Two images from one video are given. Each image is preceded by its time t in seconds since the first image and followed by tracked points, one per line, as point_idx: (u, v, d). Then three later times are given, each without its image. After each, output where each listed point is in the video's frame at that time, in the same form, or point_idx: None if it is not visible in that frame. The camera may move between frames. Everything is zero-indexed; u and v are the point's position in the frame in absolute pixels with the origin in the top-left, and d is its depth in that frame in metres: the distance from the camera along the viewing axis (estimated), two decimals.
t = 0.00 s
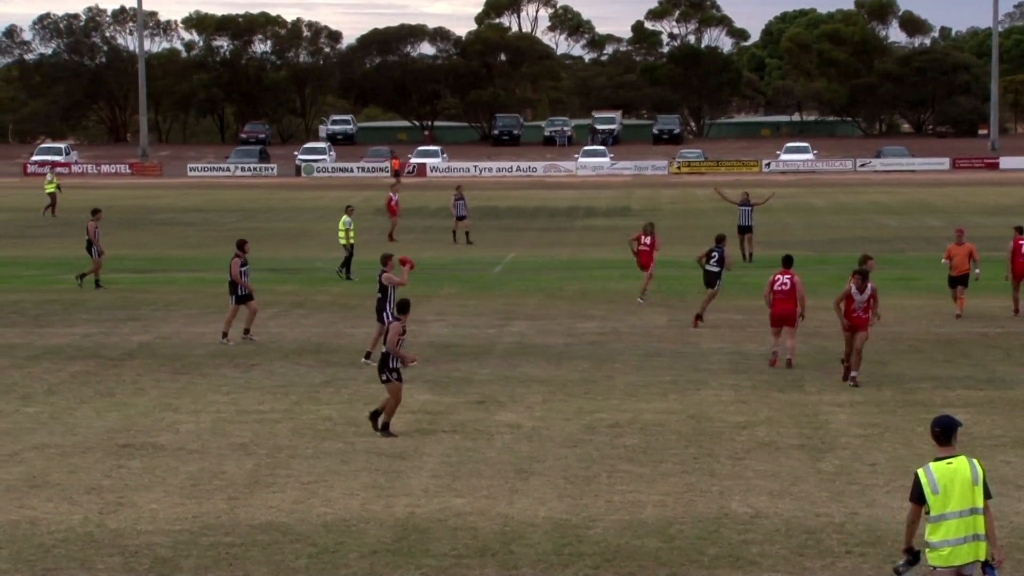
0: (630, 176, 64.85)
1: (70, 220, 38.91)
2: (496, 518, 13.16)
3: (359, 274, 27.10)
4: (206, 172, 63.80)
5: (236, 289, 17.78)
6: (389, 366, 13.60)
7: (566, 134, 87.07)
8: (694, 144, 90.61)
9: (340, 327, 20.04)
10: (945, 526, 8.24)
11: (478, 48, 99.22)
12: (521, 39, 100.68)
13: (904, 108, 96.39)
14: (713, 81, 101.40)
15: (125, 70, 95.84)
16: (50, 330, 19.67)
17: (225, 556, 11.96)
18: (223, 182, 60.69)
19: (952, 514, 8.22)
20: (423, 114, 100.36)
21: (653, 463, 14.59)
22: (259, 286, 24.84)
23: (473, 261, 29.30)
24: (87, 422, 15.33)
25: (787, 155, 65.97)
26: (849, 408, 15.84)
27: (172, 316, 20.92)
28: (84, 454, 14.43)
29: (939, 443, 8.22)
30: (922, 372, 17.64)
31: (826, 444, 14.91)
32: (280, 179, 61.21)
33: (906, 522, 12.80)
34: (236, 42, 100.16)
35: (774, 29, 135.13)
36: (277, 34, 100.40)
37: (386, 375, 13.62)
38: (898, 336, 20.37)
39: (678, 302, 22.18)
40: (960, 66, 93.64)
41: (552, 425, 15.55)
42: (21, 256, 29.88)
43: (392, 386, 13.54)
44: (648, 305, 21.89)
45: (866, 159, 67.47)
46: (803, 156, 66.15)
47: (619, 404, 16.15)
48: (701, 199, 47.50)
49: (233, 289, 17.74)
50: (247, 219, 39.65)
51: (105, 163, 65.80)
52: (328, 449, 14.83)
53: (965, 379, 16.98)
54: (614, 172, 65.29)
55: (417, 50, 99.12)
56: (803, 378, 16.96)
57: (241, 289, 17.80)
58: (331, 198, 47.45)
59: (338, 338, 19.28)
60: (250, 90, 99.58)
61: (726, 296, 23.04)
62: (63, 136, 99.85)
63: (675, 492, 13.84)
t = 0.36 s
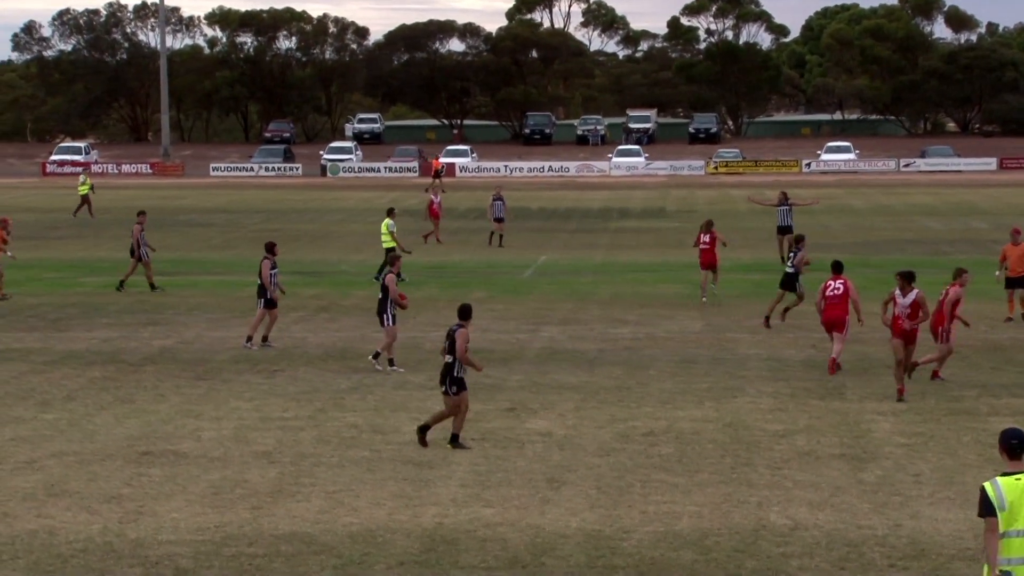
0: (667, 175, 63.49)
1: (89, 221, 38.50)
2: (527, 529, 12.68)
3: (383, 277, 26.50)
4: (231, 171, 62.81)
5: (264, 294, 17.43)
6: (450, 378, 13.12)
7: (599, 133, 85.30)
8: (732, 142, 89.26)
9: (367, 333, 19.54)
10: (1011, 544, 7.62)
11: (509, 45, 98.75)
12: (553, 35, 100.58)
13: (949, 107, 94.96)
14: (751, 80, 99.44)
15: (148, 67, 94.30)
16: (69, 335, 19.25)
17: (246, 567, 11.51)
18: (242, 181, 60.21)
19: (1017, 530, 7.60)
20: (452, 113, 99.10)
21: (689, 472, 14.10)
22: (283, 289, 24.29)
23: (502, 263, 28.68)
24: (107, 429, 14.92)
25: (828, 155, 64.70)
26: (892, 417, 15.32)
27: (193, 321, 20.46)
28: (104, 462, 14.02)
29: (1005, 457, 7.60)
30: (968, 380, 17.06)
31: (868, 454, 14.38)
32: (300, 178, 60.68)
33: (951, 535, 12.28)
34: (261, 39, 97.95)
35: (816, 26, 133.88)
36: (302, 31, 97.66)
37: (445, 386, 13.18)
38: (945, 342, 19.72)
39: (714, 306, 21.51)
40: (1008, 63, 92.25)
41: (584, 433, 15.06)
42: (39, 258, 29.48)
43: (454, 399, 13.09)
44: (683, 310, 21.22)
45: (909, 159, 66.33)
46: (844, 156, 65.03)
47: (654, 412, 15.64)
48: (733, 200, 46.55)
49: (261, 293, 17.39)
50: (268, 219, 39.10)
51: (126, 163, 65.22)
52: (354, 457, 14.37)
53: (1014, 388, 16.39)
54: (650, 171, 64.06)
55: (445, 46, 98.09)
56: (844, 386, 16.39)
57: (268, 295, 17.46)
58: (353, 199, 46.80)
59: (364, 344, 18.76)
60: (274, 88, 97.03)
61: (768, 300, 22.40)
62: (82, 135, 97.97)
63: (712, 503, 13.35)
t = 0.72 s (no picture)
0: (702, 175, 62.75)
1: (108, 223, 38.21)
2: (558, 541, 12.17)
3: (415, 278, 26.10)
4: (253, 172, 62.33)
5: (303, 299, 17.20)
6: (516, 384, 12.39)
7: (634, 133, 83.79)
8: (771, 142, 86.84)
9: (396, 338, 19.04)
10: None
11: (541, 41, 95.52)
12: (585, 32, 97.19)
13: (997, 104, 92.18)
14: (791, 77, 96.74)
15: (168, 66, 93.18)
16: (87, 340, 18.87)
17: None
18: (259, 181, 59.85)
19: None
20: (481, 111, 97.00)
21: (727, 483, 13.57)
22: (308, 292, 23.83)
23: (533, 266, 28.13)
24: (127, 436, 14.51)
25: (872, 156, 63.76)
26: (938, 427, 14.77)
27: (216, 326, 20.05)
28: (123, 470, 13.61)
29: None
30: (1017, 389, 16.45)
31: (911, 464, 13.84)
32: (317, 179, 60.25)
33: (1000, 550, 11.73)
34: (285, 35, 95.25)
35: (859, 22, 131.78)
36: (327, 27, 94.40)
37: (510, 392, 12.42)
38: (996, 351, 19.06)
39: (754, 310, 20.90)
40: None
41: (618, 442, 14.56)
42: (59, 261, 29.22)
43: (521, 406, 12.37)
44: (721, 314, 20.63)
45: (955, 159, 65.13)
46: (888, 156, 63.91)
47: (690, 420, 15.11)
48: (768, 200, 45.67)
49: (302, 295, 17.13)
50: (290, 221, 38.65)
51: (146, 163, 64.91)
52: (380, 466, 13.88)
53: None
54: (686, 172, 63.22)
55: (476, 43, 95.02)
56: (887, 394, 15.82)
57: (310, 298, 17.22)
58: (377, 199, 46.32)
59: (392, 349, 18.26)
60: (298, 87, 95.15)
61: (812, 304, 21.77)
62: (102, 135, 97.11)
63: (750, 514, 12.81)
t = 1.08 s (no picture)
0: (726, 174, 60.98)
1: (114, 222, 37.84)
2: (576, 550, 11.64)
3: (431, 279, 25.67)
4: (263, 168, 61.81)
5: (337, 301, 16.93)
6: (562, 390, 11.69)
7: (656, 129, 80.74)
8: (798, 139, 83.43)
9: (408, 340, 18.56)
10: None
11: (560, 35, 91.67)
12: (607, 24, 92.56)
13: None
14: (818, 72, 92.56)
15: (176, 59, 91.50)
16: (91, 342, 18.44)
17: None
18: (267, 178, 59.29)
19: None
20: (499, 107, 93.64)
21: (752, 491, 13.06)
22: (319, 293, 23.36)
23: (550, 267, 27.56)
24: (132, 442, 14.09)
25: (901, 153, 63.26)
26: (969, 434, 14.25)
27: (224, 328, 19.62)
28: (128, 477, 13.19)
29: None
30: None
31: (942, 471, 13.33)
32: (326, 178, 59.66)
33: None
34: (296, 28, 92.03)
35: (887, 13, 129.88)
36: (341, 20, 91.73)
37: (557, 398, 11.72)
38: None
39: (778, 314, 20.36)
40: None
41: (638, 449, 14.06)
42: (66, 261, 28.87)
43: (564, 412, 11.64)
44: (743, 316, 20.13)
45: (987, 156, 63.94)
46: (919, 153, 63.27)
47: (713, 426, 14.61)
48: (790, 199, 44.76)
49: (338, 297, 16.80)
50: (301, 221, 38.13)
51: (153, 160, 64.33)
52: (393, 473, 13.39)
53: None
54: (709, 170, 62.50)
55: (491, 35, 91.63)
56: (918, 400, 15.29)
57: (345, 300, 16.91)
58: (390, 198, 45.73)
59: (404, 352, 17.78)
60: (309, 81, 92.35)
61: (839, 305, 21.17)
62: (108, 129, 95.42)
63: (776, 522, 12.29)
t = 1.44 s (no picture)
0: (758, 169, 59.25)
1: (126, 220, 37.49)
2: (604, 557, 11.12)
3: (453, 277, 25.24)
4: (279, 163, 61.33)
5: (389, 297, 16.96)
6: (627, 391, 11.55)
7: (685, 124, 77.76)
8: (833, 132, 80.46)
9: (431, 342, 18.10)
10: None
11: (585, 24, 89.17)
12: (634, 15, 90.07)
13: None
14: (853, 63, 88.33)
15: (190, 51, 90.16)
16: (105, 343, 18.08)
17: None
18: (283, 174, 58.78)
19: None
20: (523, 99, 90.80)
21: (785, 496, 12.55)
22: (339, 293, 22.89)
23: (575, 266, 27.01)
24: (146, 446, 13.69)
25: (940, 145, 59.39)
26: (1011, 438, 13.68)
27: (242, 328, 19.22)
28: (142, 482, 12.79)
29: None
30: None
31: (982, 478, 12.78)
32: (341, 173, 59.08)
33: None
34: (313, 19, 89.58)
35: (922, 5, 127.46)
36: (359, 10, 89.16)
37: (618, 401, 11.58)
38: None
39: (813, 313, 19.82)
40: None
41: (668, 453, 13.54)
42: (83, 259, 28.58)
43: (631, 414, 11.50)
44: (776, 316, 19.60)
45: None
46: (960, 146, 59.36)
47: (745, 429, 14.10)
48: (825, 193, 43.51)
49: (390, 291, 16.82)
50: (318, 218, 37.64)
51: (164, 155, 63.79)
52: (414, 477, 12.94)
53: None
54: (741, 165, 60.09)
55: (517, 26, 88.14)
56: (956, 403, 14.73)
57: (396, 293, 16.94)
58: (409, 194, 45.15)
59: (426, 353, 17.34)
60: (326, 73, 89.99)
61: (879, 305, 20.50)
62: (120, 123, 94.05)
63: (810, 529, 11.77)
